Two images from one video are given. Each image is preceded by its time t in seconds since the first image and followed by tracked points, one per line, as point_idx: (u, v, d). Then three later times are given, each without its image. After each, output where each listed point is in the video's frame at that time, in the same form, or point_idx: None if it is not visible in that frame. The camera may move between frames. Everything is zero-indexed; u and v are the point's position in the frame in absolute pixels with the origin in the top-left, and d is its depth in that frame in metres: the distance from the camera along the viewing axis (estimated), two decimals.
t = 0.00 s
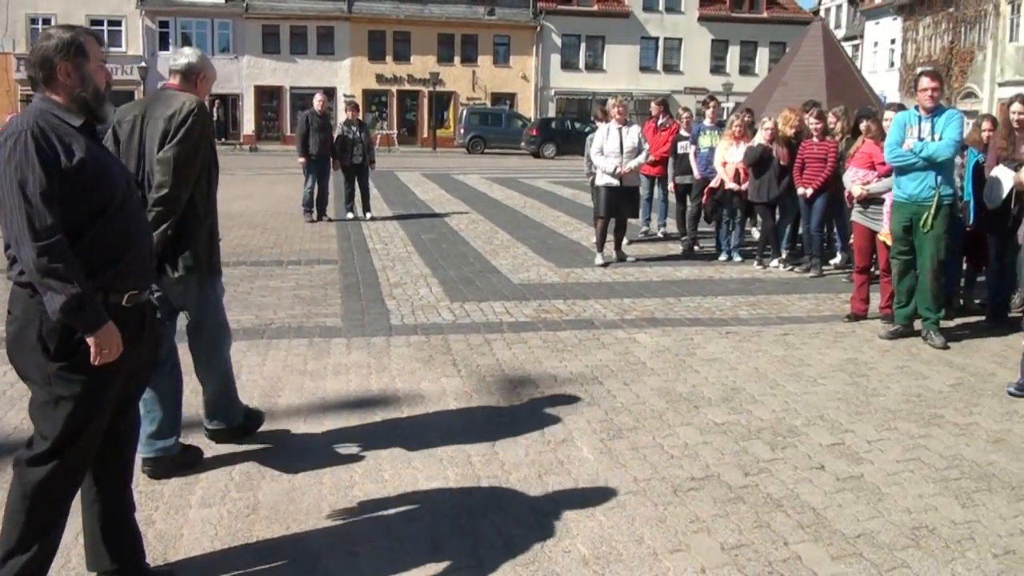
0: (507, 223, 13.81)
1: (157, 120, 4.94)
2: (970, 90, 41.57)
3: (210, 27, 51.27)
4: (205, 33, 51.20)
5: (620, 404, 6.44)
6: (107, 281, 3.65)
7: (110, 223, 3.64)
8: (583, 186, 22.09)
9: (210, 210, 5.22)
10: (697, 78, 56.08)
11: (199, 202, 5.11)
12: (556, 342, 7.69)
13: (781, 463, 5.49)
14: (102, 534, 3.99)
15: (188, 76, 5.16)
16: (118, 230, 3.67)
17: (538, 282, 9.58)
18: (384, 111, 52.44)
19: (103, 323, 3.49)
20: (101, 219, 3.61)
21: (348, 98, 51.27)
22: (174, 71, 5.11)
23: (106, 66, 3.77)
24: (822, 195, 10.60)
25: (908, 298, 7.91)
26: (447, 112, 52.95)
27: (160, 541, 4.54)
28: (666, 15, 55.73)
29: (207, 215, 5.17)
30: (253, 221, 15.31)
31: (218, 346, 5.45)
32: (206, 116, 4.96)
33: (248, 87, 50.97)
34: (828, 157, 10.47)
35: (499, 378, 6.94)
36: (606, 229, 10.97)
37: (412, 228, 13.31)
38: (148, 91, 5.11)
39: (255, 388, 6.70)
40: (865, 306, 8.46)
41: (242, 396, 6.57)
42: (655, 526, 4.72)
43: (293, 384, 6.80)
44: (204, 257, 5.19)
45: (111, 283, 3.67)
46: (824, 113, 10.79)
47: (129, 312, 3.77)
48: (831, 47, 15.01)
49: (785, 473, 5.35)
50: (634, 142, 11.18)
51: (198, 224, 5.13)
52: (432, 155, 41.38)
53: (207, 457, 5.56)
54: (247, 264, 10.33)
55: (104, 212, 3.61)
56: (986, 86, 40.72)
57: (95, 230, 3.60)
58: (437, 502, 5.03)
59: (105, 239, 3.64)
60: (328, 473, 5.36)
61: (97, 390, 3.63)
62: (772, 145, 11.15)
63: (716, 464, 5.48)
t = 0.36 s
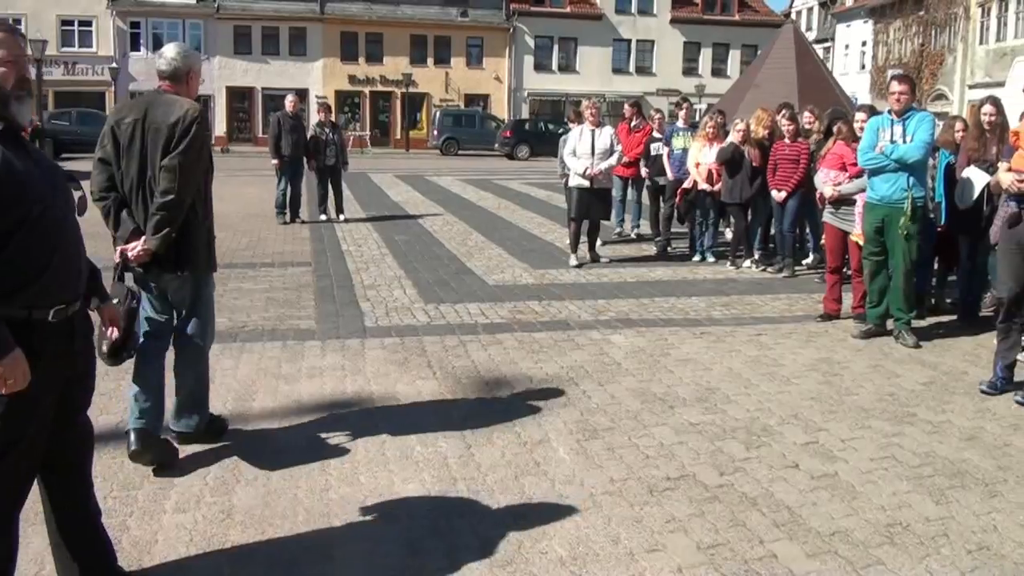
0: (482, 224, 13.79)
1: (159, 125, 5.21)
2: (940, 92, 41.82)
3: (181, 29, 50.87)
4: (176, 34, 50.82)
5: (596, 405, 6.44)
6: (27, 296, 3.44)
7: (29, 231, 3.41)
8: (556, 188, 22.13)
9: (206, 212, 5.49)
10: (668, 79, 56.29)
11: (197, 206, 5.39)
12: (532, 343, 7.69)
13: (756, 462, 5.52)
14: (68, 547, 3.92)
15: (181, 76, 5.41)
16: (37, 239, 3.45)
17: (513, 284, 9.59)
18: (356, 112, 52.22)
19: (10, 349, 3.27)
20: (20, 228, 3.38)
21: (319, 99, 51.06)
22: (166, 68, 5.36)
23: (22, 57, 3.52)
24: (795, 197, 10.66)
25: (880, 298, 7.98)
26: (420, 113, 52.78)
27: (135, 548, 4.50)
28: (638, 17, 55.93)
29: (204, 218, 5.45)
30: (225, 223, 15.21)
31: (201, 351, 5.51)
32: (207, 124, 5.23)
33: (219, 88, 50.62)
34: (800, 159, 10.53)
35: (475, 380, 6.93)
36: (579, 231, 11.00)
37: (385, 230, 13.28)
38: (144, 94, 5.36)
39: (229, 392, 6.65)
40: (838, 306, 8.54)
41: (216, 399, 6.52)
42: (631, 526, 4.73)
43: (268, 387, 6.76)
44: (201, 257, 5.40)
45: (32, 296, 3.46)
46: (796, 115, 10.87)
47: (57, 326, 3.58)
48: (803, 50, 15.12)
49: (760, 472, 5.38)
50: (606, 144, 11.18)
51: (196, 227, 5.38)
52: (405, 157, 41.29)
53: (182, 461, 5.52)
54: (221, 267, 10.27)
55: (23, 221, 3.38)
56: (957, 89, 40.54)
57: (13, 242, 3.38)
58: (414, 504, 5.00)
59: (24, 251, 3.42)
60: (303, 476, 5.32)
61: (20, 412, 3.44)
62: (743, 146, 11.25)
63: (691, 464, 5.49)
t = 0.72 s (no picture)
0: (458, 224, 13.80)
1: (142, 125, 5.21)
2: (913, 93, 42.15)
3: (155, 27, 50.58)
4: (150, 32, 50.51)
5: (572, 404, 6.45)
6: None
7: None
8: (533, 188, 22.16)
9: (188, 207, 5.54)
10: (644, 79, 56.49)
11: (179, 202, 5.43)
12: (509, 343, 7.69)
13: (732, 459, 5.55)
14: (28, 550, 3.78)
15: (167, 74, 5.45)
16: None
17: (490, 284, 9.60)
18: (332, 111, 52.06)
19: None
20: None
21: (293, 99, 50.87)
22: (151, 68, 5.39)
23: None
24: (768, 196, 10.75)
25: (855, 297, 8.04)
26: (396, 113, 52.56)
27: (112, 550, 4.47)
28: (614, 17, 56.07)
29: (187, 214, 5.49)
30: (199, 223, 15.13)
31: (180, 345, 5.50)
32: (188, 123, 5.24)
33: (194, 87, 50.33)
34: (774, 158, 10.63)
35: (452, 379, 6.93)
36: (556, 230, 11.03)
37: (362, 230, 13.26)
38: (130, 92, 5.36)
39: (205, 392, 6.62)
40: (813, 305, 8.61)
41: (192, 399, 6.48)
42: (608, 523, 4.75)
43: (244, 387, 6.73)
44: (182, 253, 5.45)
45: None
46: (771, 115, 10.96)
47: None
48: (777, 51, 15.22)
49: (736, 470, 5.41)
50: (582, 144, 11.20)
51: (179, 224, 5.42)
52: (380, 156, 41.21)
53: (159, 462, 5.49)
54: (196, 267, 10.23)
55: None
56: (930, 90, 40.79)
57: None
58: (392, 505, 4.99)
59: None
60: (280, 477, 5.30)
61: None
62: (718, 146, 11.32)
63: (668, 462, 5.52)
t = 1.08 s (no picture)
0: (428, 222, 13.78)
1: (92, 118, 5.26)
2: (879, 92, 42.46)
3: (123, 22, 50.10)
4: (118, 27, 50.02)
5: (543, 400, 6.46)
6: None
7: None
8: (502, 185, 22.15)
9: (141, 204, 5.48)
10: (613, 77, 56.62)
11: (130, 197, 5.40)
12: (479, 340, 7.69)
13: (701, 454, 5.58)
14: None
15: (132, 72, 5.45)
16: None
17: (460, 281, 9.59)
18: (301, 108, 51.79)
19: None
20: None
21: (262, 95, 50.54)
22: (116, 64, 5.43)
23: None
24: (736, 194, 10.83)
25: (823, 293, 8.10)
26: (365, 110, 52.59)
27: (81, 551, 4.42)
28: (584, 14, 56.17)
29: (138, 210, 5.44)
30: (167, 220, 15.01)
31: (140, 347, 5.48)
32: (128, 120, 5.20)
33: (161, 83, 49.90)
34: (743, 157, 10.71)
35: (422, 376, 6.92)
36: (526, 227, 11.04)
37: (331, 228, 13.19)
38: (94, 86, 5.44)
39: (174, 391, 6.57)
40: (780, 301, 8.67)
41: (161, 398, 6.43)
42: (578, 518, 4.76)
43: (213, 385, 6.68)
44: (127, 250, 5.37)
45: None
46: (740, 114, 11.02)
47: None
48: (744, 49, 15.31)
49: (705, 464, 5.44)
50: (552, 141, 11.22)
51: (125, 220, 5.36)
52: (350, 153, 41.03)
53: (128, 461, 5.43)
54: (163, 265, 10.14)
55: None
56: (897, 88, 41.05)
57: None
58: (362, 502, 4.97)
59: None
60: (250, 476, 5.26)
61: None
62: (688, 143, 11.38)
63: (637, 457, 5.53)
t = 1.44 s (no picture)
0: (395, 222, 13.74)
1: (47, 108, 5.33)
2: (845, 93, 42.86)
3: (87, 19, 49.60)
4: (82, 24, 49.52)
5: (510, 400, 6.46)
6: None
7: None
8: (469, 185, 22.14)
9: (95, 200, 5.50)
10: (581, 77, 56.76)
11: (82, 191, 5.42)
12: (446, 340, 7.68)
13: (667, 452, 5.61)
14: None
15: (91, 71, 5.50)
16: None
17: (427, 281, 9.57)
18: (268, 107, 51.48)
19: None
20: None
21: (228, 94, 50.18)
22: (75, 61, 5.47)
23: None
24: (703, 194, 10.89)
25: (788, 292, 8.17)
26: (333, 109, 52.28)
27: (45, 555, 4.36)
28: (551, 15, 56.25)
29: (89, 205, 5.45)
30: (130, 220, 14.87)
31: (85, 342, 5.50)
32: (78, 111, 5.25)
33: (126, 81, 49.43)
34: (710, 158, 10.78)
35: (389, 376, 6.90)
36: (494, 226, 11.04)
37: (297, 228, 13.12)
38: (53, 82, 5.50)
39: (139, 392, 6.51)
40: (746, 300, 8.74)
41: (126, 399, 6.37)
42: (545, 517, 4.77)
43: (178, 386, 6.63)
44: (73, 242, 5.37)
45: None
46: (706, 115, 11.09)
47: None
48: (711, 50, 15.38)
49: (670, 463, 5.46)
50: (520, 141, 11.23)
51: (72, 212, 5.37)
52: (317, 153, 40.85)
53: (93, 463, 5.38)
54: (127, 266, 10.05)
55: None
56: (863, 89, 41.45)
57: None
58: (330, 503, 4.95)
59: None
60: (215, 478, 5.22)
61: None
62: (655, 144, 11.43)
63: (604, 456, 5.55)
